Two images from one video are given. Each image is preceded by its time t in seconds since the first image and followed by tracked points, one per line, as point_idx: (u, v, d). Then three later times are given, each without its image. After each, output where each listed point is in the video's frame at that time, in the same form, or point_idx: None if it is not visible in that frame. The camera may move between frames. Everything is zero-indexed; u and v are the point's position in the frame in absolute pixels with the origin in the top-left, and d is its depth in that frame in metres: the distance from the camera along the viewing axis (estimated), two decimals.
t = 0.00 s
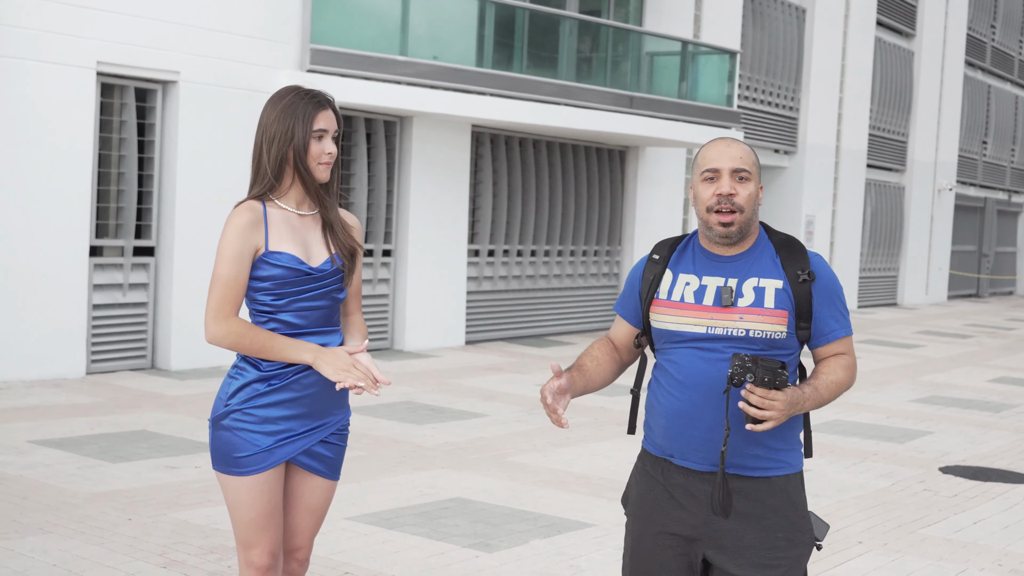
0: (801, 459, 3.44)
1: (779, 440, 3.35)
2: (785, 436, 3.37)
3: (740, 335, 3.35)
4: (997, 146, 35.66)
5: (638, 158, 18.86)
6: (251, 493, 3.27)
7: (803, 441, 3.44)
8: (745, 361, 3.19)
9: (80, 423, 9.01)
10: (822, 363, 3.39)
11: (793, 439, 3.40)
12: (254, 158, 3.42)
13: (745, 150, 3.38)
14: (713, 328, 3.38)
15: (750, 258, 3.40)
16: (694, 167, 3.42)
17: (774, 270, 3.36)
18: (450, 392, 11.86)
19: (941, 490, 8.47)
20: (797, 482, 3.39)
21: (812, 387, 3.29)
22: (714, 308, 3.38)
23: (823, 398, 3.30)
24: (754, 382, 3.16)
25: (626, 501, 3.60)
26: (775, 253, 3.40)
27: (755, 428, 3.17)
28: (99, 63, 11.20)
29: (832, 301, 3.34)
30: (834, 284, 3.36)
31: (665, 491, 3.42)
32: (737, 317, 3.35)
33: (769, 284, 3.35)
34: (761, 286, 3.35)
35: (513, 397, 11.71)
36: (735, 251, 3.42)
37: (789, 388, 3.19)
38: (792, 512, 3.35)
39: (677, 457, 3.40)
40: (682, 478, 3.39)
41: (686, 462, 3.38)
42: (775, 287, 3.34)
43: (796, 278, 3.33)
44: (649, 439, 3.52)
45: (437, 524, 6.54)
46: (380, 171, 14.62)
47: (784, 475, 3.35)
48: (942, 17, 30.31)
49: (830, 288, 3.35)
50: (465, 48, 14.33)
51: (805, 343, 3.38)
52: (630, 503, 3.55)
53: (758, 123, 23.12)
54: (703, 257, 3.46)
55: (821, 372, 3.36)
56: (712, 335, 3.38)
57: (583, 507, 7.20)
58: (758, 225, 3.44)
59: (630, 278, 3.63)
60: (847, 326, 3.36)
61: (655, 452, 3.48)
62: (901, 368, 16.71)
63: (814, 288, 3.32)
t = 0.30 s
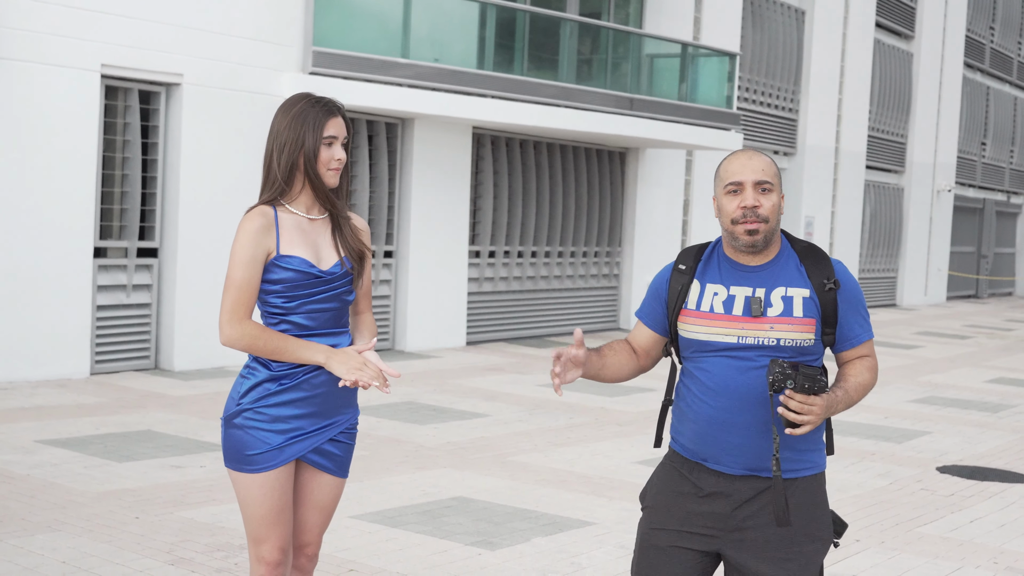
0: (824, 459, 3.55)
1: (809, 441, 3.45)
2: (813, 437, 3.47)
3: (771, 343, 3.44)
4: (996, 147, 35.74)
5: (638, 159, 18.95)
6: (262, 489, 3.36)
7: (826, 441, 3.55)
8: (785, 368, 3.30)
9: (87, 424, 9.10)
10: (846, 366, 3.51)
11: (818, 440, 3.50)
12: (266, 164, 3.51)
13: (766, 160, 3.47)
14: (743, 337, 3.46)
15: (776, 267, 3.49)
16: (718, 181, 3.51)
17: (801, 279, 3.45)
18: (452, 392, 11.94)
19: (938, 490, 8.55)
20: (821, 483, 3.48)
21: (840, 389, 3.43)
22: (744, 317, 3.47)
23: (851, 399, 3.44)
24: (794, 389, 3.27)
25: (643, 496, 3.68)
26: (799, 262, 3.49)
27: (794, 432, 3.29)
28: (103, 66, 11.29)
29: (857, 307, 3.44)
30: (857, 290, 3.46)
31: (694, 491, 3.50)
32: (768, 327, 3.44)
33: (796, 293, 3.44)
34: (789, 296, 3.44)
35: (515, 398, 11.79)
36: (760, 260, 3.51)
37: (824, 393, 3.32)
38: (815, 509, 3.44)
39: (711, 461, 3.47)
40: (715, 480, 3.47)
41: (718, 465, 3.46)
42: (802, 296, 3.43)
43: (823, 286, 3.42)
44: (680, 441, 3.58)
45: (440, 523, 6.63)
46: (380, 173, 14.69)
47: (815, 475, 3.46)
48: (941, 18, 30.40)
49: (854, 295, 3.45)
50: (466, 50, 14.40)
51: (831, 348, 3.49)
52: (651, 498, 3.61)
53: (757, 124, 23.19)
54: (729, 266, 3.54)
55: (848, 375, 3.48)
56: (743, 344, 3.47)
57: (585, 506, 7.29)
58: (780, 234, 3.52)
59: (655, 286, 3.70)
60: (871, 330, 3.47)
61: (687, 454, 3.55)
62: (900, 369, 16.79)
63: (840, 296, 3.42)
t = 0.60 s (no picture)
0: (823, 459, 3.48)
1: (808, 441, 3.37)
2: (812, 436, 3.38)
3: (775, 344, 3.34)
4: (994, 148, 35.86)
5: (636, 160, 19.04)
6: (263, 486, 3.44)
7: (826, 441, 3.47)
8: (791, 367, 3.22)
9: (87, 423, 9.17)
10: (846, 368, 3.43)
11: (818, 439, 3.42)
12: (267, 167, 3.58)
13: (765, 166, 3.40)
14: (749, 338, 3.35)
15: (781, 270, 3.38)
16: (720, 189, 3.41)
17: (805, 282, 3.35)
18: (451, 392, 12.01)
19: (931, 488, 8.63)
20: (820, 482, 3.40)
21: (841, 390, 3.37)
22: (750, 319, 3.36)
23: (853, 399, 3.39)
24: (799, 386, 3.21)
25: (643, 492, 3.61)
26: (804, 265, 3.39)
27: (796, 430, 3.22)
28: (103, 68, 11.36)
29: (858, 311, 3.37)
30: (858, 294, 3.38)
31: (692, 489, 3.44)
32: (773, 328, 3.34)
33: (801, 296, 3.34)
34: (794, 298, 3.34)
35: (513, 397, 11.86)
36: (766, 264, 3.39)
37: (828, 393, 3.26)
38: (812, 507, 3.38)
39: (711, 459, 3.41)
40: (717, 478, 3.40)
41: (719, 463, 3.39)
42: (807, 298, 3.33)
43: (826, 290, 3.32)
44: (681, 439, 3.50)
45: (437, 521, 6.70)
46: (380, 174, 14.78)
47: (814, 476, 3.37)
48: (939, 19, 30.50)
49: (857, 299, 3.37)
50: (465, 52, 14.48)
51: (832, 351, 3.40)
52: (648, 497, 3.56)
53: (756, 125, 23.28)
54: (735, 269, 3.43)
55: (849, 376, 3.41)
56: (749, 345, 3.36)
57: (581, 505, 7.35)
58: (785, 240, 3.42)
59: (661, 288, 3.55)
60: (871, 333, 3.40)
61: (689, 453, 3.47)
62: (896, 368, 16.88)
63: (844, 299, 3.33)
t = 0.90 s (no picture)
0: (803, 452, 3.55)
1: (790, 434, 3.43)
2: (794, 430, 3.45)
3: (759, 341, 3.40)
4: (991, 148, 35.94)
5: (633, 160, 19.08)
6: (257, 479, 3.51)
7: (806, 435, 3.54)
8: (772, 363, 3.29)
9: (86, 421, 9.24)
10: (825, 365, 3.51)
11: (800, 434, 3.48)
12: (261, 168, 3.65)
13: (756, 170, 3.42)
14: (734, 334, 3.41)
15: (765, 269, 3.45)
16: (709, 191, 3.44)
17: (789, 281, 3.43)
18: (447, 390, 12.08)
19: (922, 485, 8.71)
20: (800, 473, 3.47)
21: (819, 386, 3.44)
22: (735, 316, 3.42)
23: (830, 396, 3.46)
24: (779, 382, 3.27)
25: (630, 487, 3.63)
26: (788, 264, 3.46)
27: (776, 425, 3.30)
28: (102, 68, 11.43)
29: (839, 311, 3.45)
30: (841, 294, 3.47)
31: (678, 484, 3.46)
32: (757, 324, 3.40)
33: (785, 294, 3.41)
34: (778, 296, 3.41)
35: (509, 396, 11.93)
36: (751, 264, 3.46)
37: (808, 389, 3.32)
38: (794, 498, 3.43)
39: (696, 454, 3.44)
40: (701, 473, 3.44)
41: (704, 458, 3.43)
42: (791, 296, 3.41)
43: (810, 288, 3.41)
44: (664, 435, 3.53)
45: (431, 517, 6.78)
46: (377, 173, 14.86)
47: (795, 468, 3.44)
48: (936, 19, 30.56)
49: (838, 299, 3.45)
50: (462, 53, 14.54)
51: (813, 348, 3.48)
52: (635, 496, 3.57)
53: (752, 125, 23.35)
54: (720, 267, 3.48)
55: (828, 373, 3.48)
56: (734, 341, 3.42)
57: (574, 501, 7.43)
58: (769, 240, 3.49)
59: (648, 285, 3.58)
60: (851, 332, 3.49)
61: (672, 448, 3.50)
62: (891, 367, 16.95)
63: (827, 297, 3.41)
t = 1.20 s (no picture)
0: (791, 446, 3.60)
1: (777, 428, 3.49)
2: (780, 425, 3.50)
3: (745, 337, 3.47)
4: (990, 148, 36.01)
5: (631, 159, 19.12)
6: (251, 473, 3.57)
7: (793, 429, 3.59)
8: (756, 358, 3.35)
9: (84, 419, 9.29)
10: (810, 360, 3.58)
11: (786, 428, 3.54)
12: (257, 166, 3.70)
13: (740, 169, 3.47)
14: (720, 331, 3.48)
15: (750, 266, 3.51)
16: (694, 188, 3.49)
17: (773, 277, 3.50)
18: (445, 389, 12.14)
19: (916, 483, 8.77)
20: (787, 468, 3.51)
21: (805, 380, 3.50)
22: (721, 313, 3.48)
23: (815, 390, 3.51)
24: (764, 376, 3.33)
25: (621, 484, 3.70)
26: (772, 261, 3.52)
27: (762, 418, 3.35)
28: (100, 68, 11.48)
29: (823, 305, 3.52)
30: (824, 289, 3.54)
31: (665, 479, 3.52)
32: (743, 321, 3.46)
33: (769, 290, 3.48)
34: (763, 292, 3.48)
35: (507, 395, 11.99)
36: (735, 261, 3.52)
37: (792, 384, 3.38)
38: (779, 492, 3.48)
39: (684, 449, 3.49)
40: (688, 469, 3.49)
41: (692, 453, 3.48)
42: (775, 293, 3.47)
43: (794, 284, 3.48)
44: (652, 431, 3.60)
45: (427, 513, 6.83)
46: (375, 173, 14.91)
47: (781, 463, 3.49)
48: (934, 19, 30.63)
49: (822, 294, 3.53)
50: (459, 53, 14.60)
51: (798, 344, 3.55)
52: (625, 490, 3.65)
53: (750, 125, 23.41)
54: (706, 265, 3.55)
55: (813, 367, 3.55)
56: (720, 337, 3.48)
57: (569, 498, 7.49)
58: (754, 238, 3.54)
59: (636, 282, 3.67)
60: (835, 327, 3.56)
61: (660, 444, 3.56)
62: (887, 366, 17.01)
63: (810, 293, 3.49)
